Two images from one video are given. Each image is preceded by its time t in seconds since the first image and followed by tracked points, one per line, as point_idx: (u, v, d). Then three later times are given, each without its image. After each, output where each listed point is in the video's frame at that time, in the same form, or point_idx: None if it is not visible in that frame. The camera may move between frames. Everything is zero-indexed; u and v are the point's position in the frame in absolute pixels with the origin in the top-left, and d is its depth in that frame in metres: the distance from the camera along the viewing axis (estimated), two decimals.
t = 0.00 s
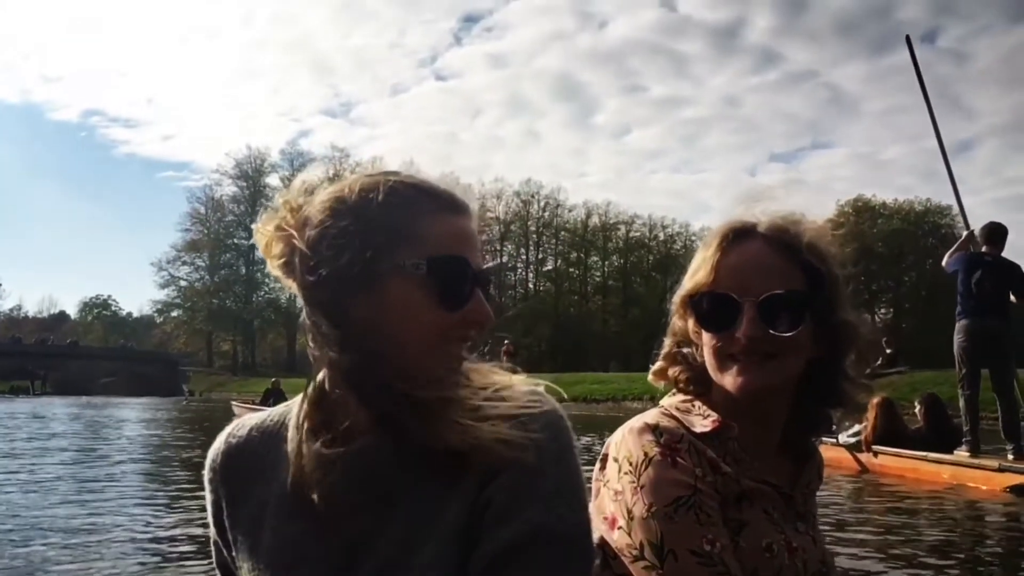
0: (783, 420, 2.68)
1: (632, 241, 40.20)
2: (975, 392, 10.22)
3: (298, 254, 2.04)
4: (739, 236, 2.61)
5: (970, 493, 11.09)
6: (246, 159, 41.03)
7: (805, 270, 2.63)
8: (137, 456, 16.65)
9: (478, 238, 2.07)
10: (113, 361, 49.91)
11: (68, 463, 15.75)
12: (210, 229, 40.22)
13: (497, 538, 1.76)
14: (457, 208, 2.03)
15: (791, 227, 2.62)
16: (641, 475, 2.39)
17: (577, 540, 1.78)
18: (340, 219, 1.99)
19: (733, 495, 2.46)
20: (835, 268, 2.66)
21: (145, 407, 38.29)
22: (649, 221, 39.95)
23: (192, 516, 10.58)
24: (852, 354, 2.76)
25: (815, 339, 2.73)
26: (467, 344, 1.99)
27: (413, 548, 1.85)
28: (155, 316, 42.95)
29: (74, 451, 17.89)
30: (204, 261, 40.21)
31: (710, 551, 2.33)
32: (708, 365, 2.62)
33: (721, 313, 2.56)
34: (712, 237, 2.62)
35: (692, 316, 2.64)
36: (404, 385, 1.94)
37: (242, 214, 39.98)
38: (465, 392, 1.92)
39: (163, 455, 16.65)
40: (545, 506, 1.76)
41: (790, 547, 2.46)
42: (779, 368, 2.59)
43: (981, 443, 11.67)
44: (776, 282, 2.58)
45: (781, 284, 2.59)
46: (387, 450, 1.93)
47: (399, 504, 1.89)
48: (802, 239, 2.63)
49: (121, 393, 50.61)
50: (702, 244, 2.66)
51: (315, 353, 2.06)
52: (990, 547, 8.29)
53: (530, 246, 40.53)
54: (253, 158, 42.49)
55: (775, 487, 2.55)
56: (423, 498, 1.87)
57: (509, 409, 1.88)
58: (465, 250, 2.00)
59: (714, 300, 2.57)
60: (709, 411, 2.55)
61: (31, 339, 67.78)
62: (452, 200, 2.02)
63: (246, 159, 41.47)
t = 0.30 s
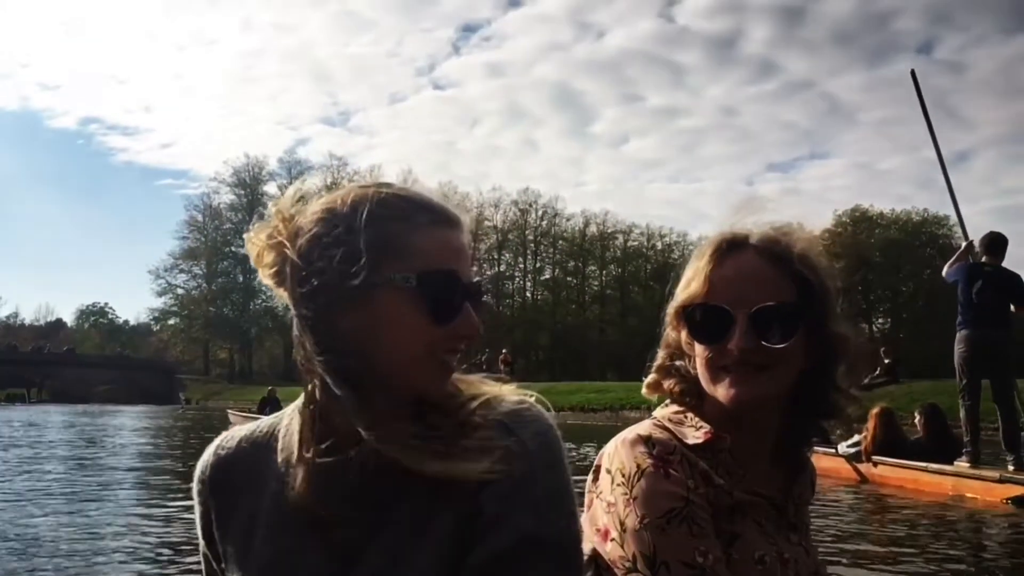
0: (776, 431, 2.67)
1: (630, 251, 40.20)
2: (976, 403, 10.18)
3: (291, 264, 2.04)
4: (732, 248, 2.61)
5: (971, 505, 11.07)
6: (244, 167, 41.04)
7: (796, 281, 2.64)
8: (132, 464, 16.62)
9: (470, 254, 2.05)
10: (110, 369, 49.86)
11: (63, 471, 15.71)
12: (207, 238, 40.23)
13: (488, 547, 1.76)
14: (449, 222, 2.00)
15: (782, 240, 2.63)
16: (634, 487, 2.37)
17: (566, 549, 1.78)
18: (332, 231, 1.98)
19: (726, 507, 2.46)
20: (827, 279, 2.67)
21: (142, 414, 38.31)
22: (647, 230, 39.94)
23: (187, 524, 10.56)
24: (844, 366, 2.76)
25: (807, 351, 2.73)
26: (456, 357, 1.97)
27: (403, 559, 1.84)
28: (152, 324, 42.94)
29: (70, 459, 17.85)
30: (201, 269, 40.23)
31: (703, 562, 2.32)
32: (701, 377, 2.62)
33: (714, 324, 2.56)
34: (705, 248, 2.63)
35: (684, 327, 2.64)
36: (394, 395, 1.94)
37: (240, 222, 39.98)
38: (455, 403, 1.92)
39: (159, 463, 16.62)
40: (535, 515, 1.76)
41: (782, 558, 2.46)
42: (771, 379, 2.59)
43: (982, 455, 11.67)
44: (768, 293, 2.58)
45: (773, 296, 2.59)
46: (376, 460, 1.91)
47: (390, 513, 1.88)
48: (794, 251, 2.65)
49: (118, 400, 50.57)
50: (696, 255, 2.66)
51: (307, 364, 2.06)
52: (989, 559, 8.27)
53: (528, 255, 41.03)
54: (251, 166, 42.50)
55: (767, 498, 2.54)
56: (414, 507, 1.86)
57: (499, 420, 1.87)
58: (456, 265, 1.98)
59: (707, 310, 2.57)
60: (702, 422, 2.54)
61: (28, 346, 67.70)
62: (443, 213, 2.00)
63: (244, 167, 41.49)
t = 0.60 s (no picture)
0: (773, 438, 2.68)
1: (632, 257, 40.21)
2: (983, 410, 10.15)
3: (285, 271, 2.02)
4: (729, 256, 2.62)
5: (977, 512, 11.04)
6: (246, 173, 41.11)
7: (792, 291, 2.65)
8: (134, 470, 16.60)
9: (465, 264, 2.06)
10: (112, 375, 49.93)
11: (65, 478, 15.69)
12: (210, 244, 40.29)
13: (485, 551, 1.77)
14: (444, 235, 2.01)
15: (779, 247, 2.64)
16: (630, 495, 2.37)
17: (562, 553, 1.79)
18: (326, 238, 1.97)
19: (723, 515, 2.46)
20: (824, 287, 2.68)
21: (145, 420, 38.35)
22: (649, 236, 39.99)
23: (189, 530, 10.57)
24: (841, 375, 2.76)
25: (803, 360, 2.73)
26: (450, 368, 1.97)
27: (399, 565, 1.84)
28: (155, 330, 43.00)
29: (72, 465, 17.84)
30: (204, 275, 40.31)
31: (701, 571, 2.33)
32: (699, 385, 2.62)
33: (711, 331, 2.56)
34: (702, 256, 2.63)
35: (682, 335, 2.64)
36: (388, 404, 1.94)
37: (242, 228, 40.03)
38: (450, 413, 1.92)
39: (161, 470, 16.61)
40: (531, 521, 1.77)
41: (780, 567, 2.46)
42: (768, 388, 2.59)
43: (988, 463, 11.63)
44: (764, 302, 2.59)
45: (770, 304, 2.60)
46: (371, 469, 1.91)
47: (386, 522, 1.87)
48: (790, 260, 2.65)
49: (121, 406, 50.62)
50: (693, 262, 2.66)
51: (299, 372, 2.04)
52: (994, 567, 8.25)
53: (530, 261, 41.19)
54: (254, 172, 42.53)
55: (765, 506, 2.55)
56: (410, 517, 1.85)
57: (493, 429, 1.88)
58: (449, 279, 1.98)
59: (703, 319, 2.57)
60: (700, 430, 2.54)
61: (30, 351, 67.76)
62: (439, 224, 2.01)
63: (247, 173, 41.55)
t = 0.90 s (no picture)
0: (773, 445, 2.68)
1: (636, 261, 40.22)
2: (991, 414, 10.13)
3: (282, 277, 2.03)
4: (728, 262, 2.62)
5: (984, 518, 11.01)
6: (251, 178, 41.19)
7: (791, 297, 2.65)
8: (138, 475, 16.63)
9: (461, 275, 2.06)
10: (117, 379, 50.03)
11: (69, 482, 15.71)
12: (215, 248, 40.35)
13: (484, 554, 1.77)
14: (440, 244, 2.01)
15: (778, 254, 2.64)
16: (630, 501, 2.37)
17: (560, 557, 1.79)
18: (323, 247, 1.98)
19: (724, 521, 2.45)
20: (823, 295, 2.68)
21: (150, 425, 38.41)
22: (653, 240, 40.03)
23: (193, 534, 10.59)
24: (840, 382, 2.77)
25: (802, 367, 2.73)
26: (446, 376, 1.97)
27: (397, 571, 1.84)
28: (160, 334, 43.08)
29: (75, 469, 17.86)
30: (209, 279, 40.38)
31: None
32: (698, 392, 2.62)
33: (710, 337, 2.56)
34: (701, 262, 2.63)
35: (681, 342, 2.64)
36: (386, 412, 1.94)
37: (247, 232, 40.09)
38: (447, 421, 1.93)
39: (165, 474, 16.64)
40: (530, 526, 1.77)
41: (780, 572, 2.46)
42: (767, 394, 2.59)
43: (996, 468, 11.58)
44: (763, 308, 2.59)
45: (768, 310, 2.60)
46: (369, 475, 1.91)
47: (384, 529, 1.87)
48: (789, 266, 2.65)
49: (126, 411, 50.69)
50: (692, 269, 2.66)
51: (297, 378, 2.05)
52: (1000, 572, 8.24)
53: (534, 265, 41.21)
54: (258, 177, 42.60)
55: (766, 513, 2.55)
56: (407, 523, 1.85)
57: (491, 435, 1.88)
58: (445, 290, 1.98)
59: (702, 324, 2.58)
60: (699, 436, 2.54)
61: (35, 355, 67.86)
62: (433, 233, 2.01)
63: (251, 177, 41.63)
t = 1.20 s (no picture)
0: (772, 450, 2.67)
1: (638, 265, 40.25)
2: (997, 419, 10.08)
3: (276, 284, 2.02)
4: (726, 268, 2.61)
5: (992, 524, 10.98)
6: (253, 183, 41.22)
7: (789, 303, 2.64)
8: (138, 480, 16.60)
9: (454, 283, 2.05)
10: (118, 384, 50.02)
11: (68, 487, 15.68)
12: (217, 253, 40.35)
13: (479, 559, 1.76)
14: (433, 253, 1.99)
15: (776, 260, 2.63)
16: (629, 507, 2.36)
17: (556, 559, 1.78)
18: (317, 254, 1.97)
19: (722, 527, 2.44)
20: (821, 301, 2.67)
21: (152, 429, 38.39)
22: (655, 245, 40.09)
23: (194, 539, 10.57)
24: (839, 388, 2.75)
25: (800, 373, 2.73)
26: (439, 383, 1.97)
27: None
28: (162, 339, 43.08)
29: (75, 474, 17.83)
30: (211, 284, 40.37)
31: None
32: (697, 398, 2.61)
33: (708, 343, 2.56)
34: (700, 267, 2.62)
35: (680, 348, 2.63)
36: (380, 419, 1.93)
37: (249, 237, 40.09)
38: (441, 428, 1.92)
39: (165, 479, 16.61)
40: (525, 528, 1.77)
41: None
42: (764, 401, 2.58)
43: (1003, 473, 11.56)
44: (760, 314, 2.59)
45: (766, 316, 2.59)
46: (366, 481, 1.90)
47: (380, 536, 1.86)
48: (786, 271, 2.64)
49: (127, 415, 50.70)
50: (690, 275, 2.65)
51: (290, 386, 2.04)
52: None
53: (536, 270, 41.26)
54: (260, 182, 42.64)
55: (764, 519, 2.54)
56: (402, 528, 1.84)
57: (486, 441, 1.88)
58: (438, 300, 1.97)
59: (701, 330, 2.57)
60: (698, 442, 2.53)
61: (37, 360, 67.90)
62: (426, 241, 2.00)
63: (253, 182, 41.66)
